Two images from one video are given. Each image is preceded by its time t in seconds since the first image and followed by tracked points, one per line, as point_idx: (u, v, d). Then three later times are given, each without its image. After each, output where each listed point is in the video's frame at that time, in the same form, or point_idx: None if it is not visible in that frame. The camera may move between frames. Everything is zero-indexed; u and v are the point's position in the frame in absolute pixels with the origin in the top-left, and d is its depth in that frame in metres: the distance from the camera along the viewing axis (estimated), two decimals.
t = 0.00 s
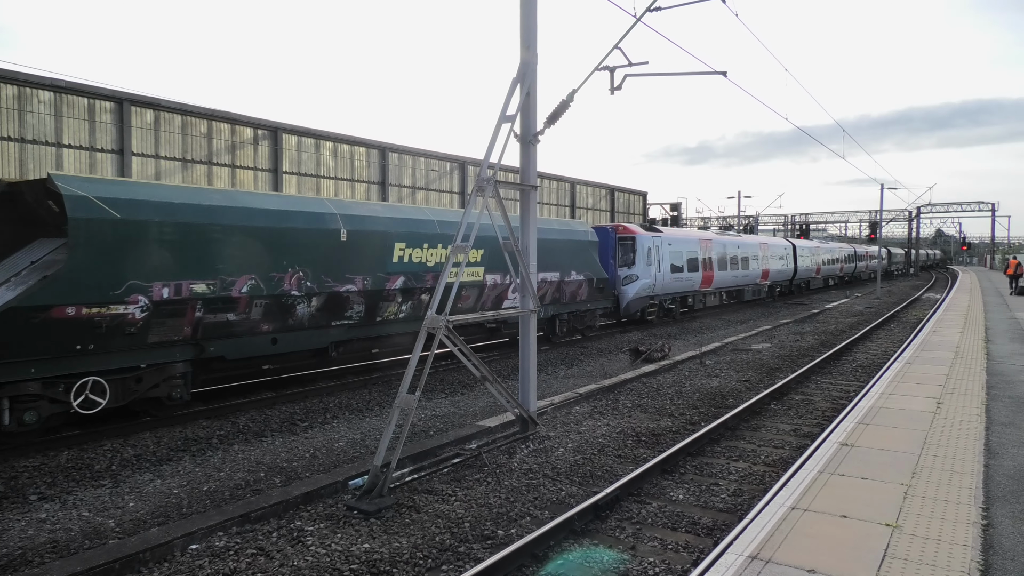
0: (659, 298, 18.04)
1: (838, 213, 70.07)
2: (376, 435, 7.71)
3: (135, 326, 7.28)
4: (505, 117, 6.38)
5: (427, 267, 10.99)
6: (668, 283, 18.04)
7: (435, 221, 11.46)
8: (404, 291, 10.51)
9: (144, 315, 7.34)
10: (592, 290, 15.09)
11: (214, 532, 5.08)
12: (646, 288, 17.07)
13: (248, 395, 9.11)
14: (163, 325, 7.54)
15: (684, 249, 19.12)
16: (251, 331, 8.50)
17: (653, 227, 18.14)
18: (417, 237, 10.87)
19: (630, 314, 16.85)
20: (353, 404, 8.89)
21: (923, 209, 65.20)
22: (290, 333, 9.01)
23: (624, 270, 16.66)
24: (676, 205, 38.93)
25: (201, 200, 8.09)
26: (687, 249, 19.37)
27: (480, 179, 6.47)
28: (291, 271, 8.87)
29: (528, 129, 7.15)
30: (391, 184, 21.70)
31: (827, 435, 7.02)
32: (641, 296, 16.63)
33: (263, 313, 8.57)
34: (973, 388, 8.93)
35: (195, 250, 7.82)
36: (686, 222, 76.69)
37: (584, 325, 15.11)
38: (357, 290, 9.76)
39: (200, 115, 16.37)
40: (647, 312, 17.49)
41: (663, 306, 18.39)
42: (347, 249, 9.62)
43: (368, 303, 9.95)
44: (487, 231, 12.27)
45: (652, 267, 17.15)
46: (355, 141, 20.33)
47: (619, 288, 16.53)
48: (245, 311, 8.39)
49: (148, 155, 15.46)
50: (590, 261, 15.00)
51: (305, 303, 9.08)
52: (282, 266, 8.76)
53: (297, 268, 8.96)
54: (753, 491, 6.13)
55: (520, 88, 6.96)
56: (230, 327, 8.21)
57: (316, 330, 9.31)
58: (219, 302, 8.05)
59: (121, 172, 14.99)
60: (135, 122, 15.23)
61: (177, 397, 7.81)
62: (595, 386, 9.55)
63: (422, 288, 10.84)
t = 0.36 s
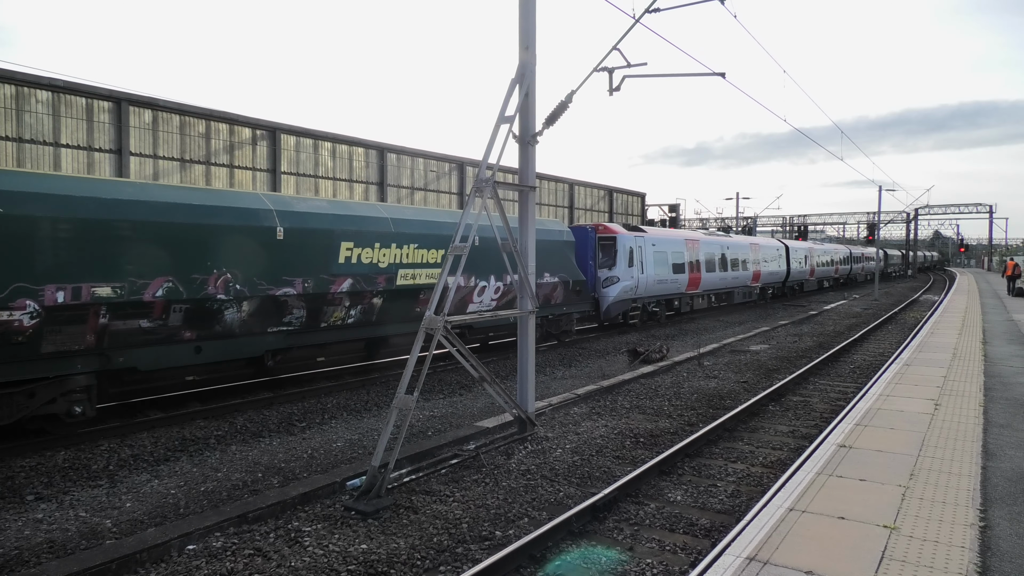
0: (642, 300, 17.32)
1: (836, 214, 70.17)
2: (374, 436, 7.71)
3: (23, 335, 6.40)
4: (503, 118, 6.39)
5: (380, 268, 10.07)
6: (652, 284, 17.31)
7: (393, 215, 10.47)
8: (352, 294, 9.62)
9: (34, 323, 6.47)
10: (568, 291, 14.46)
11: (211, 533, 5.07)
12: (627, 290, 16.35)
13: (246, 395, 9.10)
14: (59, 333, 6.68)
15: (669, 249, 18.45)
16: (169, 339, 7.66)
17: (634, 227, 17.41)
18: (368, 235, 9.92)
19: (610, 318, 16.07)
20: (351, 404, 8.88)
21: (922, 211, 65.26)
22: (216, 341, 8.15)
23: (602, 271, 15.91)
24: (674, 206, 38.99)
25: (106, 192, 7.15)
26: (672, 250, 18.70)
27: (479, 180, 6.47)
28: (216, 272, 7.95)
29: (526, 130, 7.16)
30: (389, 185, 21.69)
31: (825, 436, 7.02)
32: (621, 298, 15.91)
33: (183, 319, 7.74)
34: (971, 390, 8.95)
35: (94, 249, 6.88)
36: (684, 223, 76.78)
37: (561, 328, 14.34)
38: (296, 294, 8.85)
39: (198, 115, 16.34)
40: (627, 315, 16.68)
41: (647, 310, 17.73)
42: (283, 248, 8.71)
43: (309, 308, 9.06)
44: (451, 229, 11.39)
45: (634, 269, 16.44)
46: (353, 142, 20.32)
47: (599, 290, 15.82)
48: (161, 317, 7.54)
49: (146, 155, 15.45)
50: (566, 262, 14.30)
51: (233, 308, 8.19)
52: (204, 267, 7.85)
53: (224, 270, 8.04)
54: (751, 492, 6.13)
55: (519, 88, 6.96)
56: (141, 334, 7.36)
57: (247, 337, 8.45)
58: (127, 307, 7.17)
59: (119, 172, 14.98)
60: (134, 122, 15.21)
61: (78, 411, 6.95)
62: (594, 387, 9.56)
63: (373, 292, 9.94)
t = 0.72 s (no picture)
0: (624, 303, 16.68)
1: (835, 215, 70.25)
2: (372, 437, 7.70)
3: None
4: (502, 119, 6.39)
5: (323, 270, 9.45)
6: (634, 286, 16.69)
7: (339, 213, 9.85)
8: (292, 298, 9.02)
9: None
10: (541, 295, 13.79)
11: (209, 534, 5.06)
12: (608, 292, 15.69)
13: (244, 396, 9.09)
14: None
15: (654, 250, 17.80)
16: (70, 349, 6.97)
17: (614, 227, 16.76)
18: (309, 234, 9.27)
19: (590, 322, 15.38)
20: (350, 405, 8.87)
21: (920, 212, 65.36)
22: (128, 351, 7.47)
23: (580, 273, 15.27)
24: (673, 207, 39.01)
25: None
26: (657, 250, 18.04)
27: (478, 180, 6.48)
28: (125, 275, 7.30)
29: (526, 130, 7.16)
30: (388, 186, 21.68)
31: (823, 437, 7.02)
32: (600, 302, 15.27)
33: (87, 326, 7.07)
34: (970, 391, 8.96)
35: None
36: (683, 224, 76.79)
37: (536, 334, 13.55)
38: (224, 298, 8.24)
39: (196, 115, 16.33)
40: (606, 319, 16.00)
41: (631, 313, 17.13)
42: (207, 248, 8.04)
43: (241, 313, 8.44)
44: (405, 228, 10.76)
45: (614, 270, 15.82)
46: (352, 142, 20.32)
47: (578, 293, 15.18)
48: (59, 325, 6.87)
49: (144, 155, 15.45)
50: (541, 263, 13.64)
51: (148, 313, 7.54)
52: (111, 269, 7.20)
53: (136, 272, 7.40)
54: (749, 493, 6.13)
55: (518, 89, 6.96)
56: (37, 345, 6.71)
57: (168, 346, 7.79)
58: (16, 314, 6.52)
59: (118, 173, 14.98)
60: (132, 122, 15.21)
61: None
62: (593, 388, 9.56)
63: (316, 295, 9.34)
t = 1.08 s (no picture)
0: (605, 305, 15.96)
1: (834, 216, 70.34)
2: (371, 437, 7.70)
3: None
4: (501, 120, 6.39)
5: (259, 271, 8.89)
6: (615, 289, 15.96)
7: (281, 210, 9.26)
8: (220, 302, 8.47)
9: None
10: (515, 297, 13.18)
11: (207, 535, 5.05)
12: (588, 294, 14.99)
13: (243, 397, 9.09)
14: None
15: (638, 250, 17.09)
16: None
17: (594, 226, 15.99)
18: (241, 233, 8.70)
19: (568, 326, 14.71)
20: (349, 406, 8.86)
21: (918, 213, 65.42)
22: (23, 362, 6.93)
23: (557, 275, 14.54)
24: (672, 208, 38.93)
25: None
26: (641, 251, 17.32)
27: (477, 182, 6.48)
28: (14, 277, 6.72)
29: (525, 132, 7.16)
30: (386, 187, 21.68)
31: (823, 438, 7.02)
32: (578, 305, 14.53)
33: None
34: (968, 392, 8.95)
35: None
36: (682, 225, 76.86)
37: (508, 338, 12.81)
38: (138, 303, 7.69)
39: (195, 116, 16.32)
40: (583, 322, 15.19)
41: (613, 316, 16.46)
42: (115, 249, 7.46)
43: (160, 319, 7.92)
44: (357, 226, 10.19)
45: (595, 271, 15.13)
46: (351, 143, 20.32)
47: (555, 295, 14.46)
48: None
49: (143, 156, 15.43)
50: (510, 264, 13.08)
51: (45, 321, 6.99)
52: None
53: (28, 274, 6.83)
54: (748, 494, 6.13)
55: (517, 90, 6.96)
56: None
57: (72, 355, 7.29)
58: None
59: (117, 174, 14.97)
60: (130, 123, 15.19)
61: None
62: (592, 389, 9.55)
63: (250, 299, 8.78)
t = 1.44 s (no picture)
0: (585, 309, 15.25)
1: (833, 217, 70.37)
2: (371, 438, 7.70)
3: None
4: (500, 120, 6.40)
5: (183, 273, 8.06)
6: (597, 291, 15.22)
7: (211, 205, 8.42)
8: (136, 307, 7.64)
9: None
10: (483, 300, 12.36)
11: (206, 536, 5.05)
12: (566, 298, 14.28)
13: (243, 398, 9.08)
14: None
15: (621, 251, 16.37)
16: None
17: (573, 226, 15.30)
18: (161, 232, 7.86)
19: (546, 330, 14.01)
20: (348, 407, 8.86)
21: (917, 214, 65.42)
22: None
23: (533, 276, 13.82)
24: (671, 208, 38.92)
25: None
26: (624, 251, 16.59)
27: (476, 182, 6.48)
28: None
29: (524, 132, 7.16)
30: (386, 188, 21.68)
31: (822, 440, 7.02)
32: (556, 308, 13.77)
33: None
34: (967, 393, 8.95)
35: None
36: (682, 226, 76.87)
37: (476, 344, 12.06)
38: (34, 309, 6.87)
39: (195, 117, 16.32)
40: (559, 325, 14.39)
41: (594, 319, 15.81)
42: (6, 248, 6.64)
43: (63, 327, 7.10)
44: (300, 223, 9.33)
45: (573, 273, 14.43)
46: (351, 144, 20.32)
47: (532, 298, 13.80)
48: None
49: (142, 157, 15.42)
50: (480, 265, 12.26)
51: None
52: None
53: None
54: (748, 495, 6.13)
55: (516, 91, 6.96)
56: None
57: None
58: None
59: (116, 175, 14.96)
60: (130, 124, 15.19)
61: None
62: (591, 390, 9.54)
63: (172, 305, 7.96)
